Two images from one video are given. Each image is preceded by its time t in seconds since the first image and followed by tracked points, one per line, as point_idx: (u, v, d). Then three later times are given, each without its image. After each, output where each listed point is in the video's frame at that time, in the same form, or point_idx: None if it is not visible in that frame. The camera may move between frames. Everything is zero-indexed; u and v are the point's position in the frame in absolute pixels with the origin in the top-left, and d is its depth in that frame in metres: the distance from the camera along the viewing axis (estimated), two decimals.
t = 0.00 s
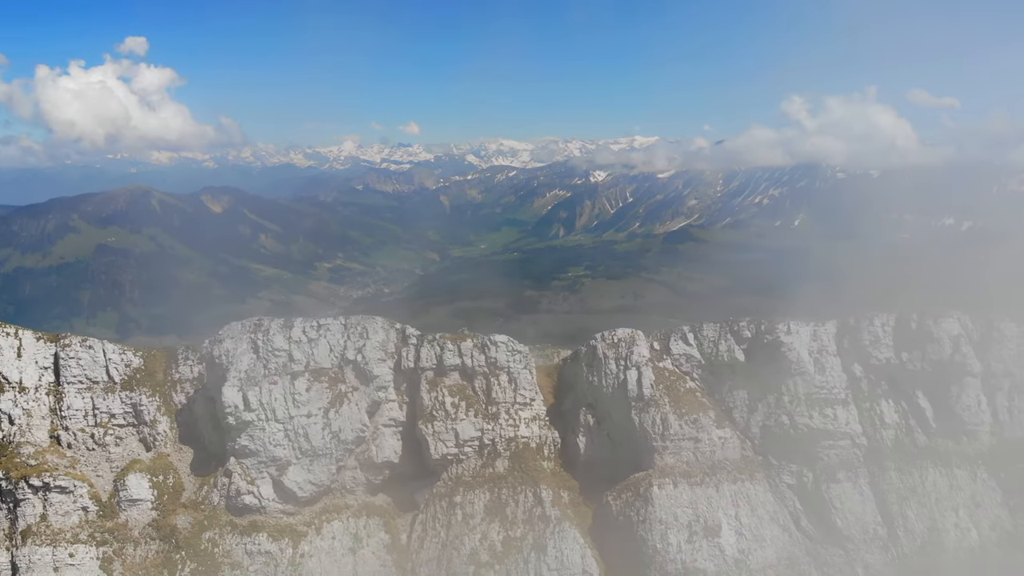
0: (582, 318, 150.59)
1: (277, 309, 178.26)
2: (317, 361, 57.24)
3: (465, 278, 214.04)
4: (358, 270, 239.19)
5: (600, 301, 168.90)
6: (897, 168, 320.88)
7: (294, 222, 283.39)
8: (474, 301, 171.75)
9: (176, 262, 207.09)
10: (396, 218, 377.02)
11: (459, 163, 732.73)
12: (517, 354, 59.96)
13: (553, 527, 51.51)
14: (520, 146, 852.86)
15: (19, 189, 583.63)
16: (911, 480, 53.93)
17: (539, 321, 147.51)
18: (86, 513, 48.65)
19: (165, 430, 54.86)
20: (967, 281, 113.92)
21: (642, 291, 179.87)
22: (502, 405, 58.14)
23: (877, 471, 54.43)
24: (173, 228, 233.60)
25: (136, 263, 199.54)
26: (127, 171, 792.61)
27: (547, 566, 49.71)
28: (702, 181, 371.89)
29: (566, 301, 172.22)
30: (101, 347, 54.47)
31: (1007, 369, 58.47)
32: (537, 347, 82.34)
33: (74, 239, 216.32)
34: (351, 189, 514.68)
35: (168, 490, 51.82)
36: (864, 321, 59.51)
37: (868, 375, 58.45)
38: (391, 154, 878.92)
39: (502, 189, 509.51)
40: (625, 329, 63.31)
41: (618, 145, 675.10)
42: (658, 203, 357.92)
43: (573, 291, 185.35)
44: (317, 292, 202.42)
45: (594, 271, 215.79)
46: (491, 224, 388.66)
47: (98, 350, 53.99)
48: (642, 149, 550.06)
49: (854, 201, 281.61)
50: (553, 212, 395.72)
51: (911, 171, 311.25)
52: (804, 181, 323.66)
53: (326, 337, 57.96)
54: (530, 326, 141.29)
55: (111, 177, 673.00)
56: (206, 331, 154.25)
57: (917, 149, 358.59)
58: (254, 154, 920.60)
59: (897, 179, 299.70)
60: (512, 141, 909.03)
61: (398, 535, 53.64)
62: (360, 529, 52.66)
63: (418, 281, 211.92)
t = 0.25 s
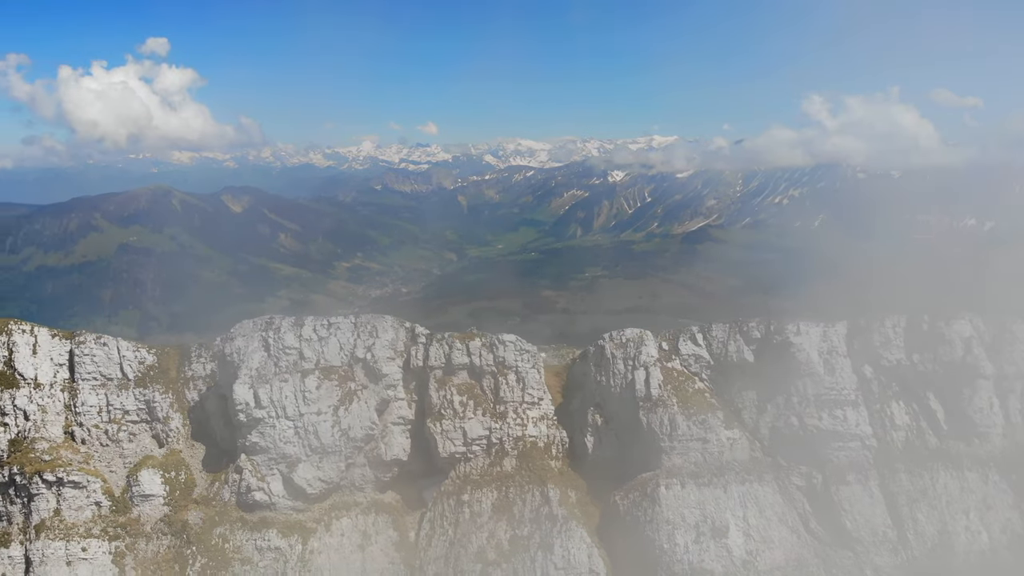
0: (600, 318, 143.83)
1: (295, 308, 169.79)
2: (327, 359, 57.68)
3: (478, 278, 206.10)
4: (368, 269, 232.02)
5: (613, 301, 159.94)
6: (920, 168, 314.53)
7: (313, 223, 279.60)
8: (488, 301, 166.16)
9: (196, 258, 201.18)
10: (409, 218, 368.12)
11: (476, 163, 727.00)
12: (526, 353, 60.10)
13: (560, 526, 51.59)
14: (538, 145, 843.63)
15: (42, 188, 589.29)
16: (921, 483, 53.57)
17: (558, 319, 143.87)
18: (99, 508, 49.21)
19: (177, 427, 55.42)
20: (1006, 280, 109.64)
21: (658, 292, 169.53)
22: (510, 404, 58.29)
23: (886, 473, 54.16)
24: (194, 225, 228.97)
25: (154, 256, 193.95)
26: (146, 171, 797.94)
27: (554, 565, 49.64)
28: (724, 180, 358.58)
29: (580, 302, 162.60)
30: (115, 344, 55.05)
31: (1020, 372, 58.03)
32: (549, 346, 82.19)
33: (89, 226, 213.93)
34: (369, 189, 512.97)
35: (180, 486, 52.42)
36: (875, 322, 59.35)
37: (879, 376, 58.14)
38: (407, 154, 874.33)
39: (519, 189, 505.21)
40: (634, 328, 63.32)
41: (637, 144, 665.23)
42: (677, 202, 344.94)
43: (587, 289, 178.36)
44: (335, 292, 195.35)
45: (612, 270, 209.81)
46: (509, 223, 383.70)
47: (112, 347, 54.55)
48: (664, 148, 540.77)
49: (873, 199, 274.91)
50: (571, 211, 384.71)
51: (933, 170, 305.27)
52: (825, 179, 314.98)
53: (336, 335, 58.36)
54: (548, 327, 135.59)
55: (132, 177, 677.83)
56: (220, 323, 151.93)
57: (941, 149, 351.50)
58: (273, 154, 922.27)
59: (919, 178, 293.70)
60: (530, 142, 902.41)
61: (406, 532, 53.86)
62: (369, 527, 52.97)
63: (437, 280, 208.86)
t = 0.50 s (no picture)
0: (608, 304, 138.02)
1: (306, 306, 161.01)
2: (335, 358, 58.02)
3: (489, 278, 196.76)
4: (371, 268, 223.10)
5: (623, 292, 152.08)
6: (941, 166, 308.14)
7: (331, 222, 271.77)
8: (498, 296, 160.51)
9: (210, 256, 196.17)
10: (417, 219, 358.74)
11: (490, 163, 720.38)
12: (532, 353, 60.21)
13: (566, 525, 51.68)
14: (552, 145, 834.29)
15: (60, 186, 592.26)
16: (930, 485, 53.33)
17: (572, 304, 138.79)
18: (110, 504, 49.64)
19: (187, 424, 55.95)
20: None
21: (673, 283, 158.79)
22: (516, 403, 58.47)
23: (894, 475, 53.97)
24: (211, 225, 224.52)
25: (165, 254, 190.36)
26: (161, 170, 801.15)
27: (559, 565, 49.74)
28: (739, 181, 345.45)
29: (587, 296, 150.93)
30: (126, 342, 55.57)
31: None
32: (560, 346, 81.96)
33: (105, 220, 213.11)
34: (384, 188, 510.79)
35: (189, 483, 52.97)
36: (884, 323, 59.24)
37: (888, 377, 57.89)
38: (419, 153, 868.98)
39: (534, 189, 501.34)
40: (641, 329, 63.37)
41: (653, 143, 656.07)
42: (692, 204, 332.85)
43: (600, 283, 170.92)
44: (351, 292, 185.98)
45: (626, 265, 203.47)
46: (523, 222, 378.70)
47: (124, 345, 55.06)
48: (681, 148, 531.66)
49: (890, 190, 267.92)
50: (584, 212, 374.82)
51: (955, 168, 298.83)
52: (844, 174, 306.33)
53: (345, 334, 58.69)
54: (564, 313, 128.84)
55: (149, 177, 680.85)
56: (233, 313, 148.43)
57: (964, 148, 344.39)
58: (287, 153, 920.95)
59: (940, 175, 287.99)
60: (543, 141, 896.37)
61: (413, 530, 53.98)
62: (375, 525, 53.20)
63: (453, 278, 204.56)
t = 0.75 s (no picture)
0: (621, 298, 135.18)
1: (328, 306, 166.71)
2: (343, 356, 58.29)
3: (499, 277, 191.05)
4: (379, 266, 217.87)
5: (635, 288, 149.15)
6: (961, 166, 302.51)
7: (346, 223, 270.58)
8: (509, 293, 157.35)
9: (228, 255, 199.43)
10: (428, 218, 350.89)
11: (505, 163, 715.19)
12: (539, 352, 60.28)
13: (571, 524, 51.73)
14: (567, 144, 825.35)
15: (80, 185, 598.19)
16: (938, 487, 53.08)
17: (589, 299, 137.93)
18: (120, 499, 50.12)
19: (197, 422, 56.39)
20: None
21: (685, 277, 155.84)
22: (523, 403, 58.60)
23: (903, 476, 53.77)
24: (228, 226, 227.93)
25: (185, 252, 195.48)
26: (175, 170, 806.41)
27: (565, 564, 49.81)
28: (757, 180, 335.17)
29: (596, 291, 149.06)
30: (137, 340, 56.06)
31: None
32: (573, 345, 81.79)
33: (124, 215, 217.83)
34: (398, 189, 509.98)
35: (199, 479, 53.46)
36: (892, 324, 59.08)
37: (896, 378, 57.65)
38: (432, 153, 864.18)
39: (548, 189, 498.89)
40: (648, 329, 63.42)
41: (668, 143, 647.80)
42: (708, 204, 323.05)
43: (617, 280, 164.53)
44: (365, 291, 184.20)
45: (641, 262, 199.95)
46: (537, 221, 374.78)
47: (135, 343, 55.56)
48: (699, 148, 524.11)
49: (905, 186, 263.88)
50: (598, 212, 367.27)
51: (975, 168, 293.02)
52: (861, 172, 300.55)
53: (352, 333, 58.98)
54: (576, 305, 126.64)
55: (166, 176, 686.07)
56: (246, 311, 149.07)
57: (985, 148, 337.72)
58: (300, 152, 922.11)
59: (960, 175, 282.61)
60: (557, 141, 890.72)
61: (419, 528, 54.16)
62: (382, 522, 53.40)
63: (466, 276, 202.03)
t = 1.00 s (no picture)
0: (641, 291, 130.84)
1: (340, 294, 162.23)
2: (353, 355, 58.69)
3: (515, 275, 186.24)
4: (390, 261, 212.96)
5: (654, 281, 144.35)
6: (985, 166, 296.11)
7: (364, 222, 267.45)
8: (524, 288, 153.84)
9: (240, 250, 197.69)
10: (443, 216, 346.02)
11: (521, 161, 708.55)
12: (547, 352, 60.47)
13: (578, 524, 51.89)
14: (584, 142, 814.57)
15: (101, 183, 603.90)
16: (949, 490, 52.78)
17: (610, 292, 133.89)
18: (132, 495, 50.72)
19: (209, 419, 56.92)
20: None
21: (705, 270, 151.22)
22: (531, 402, 58.78)
23: (913, 479, 53.52)
24: (244, 220, 226.43)
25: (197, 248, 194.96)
26: (193, 170, 810.24)
27: (571, 563, 49.98)
28: (780, 181, 326.63)
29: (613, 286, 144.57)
30: (151, 337, 56.76)
31: None
32: (587, 344, 81.44)
33: (142, 208, 218.69)
34: (416, 188, 508.45)
35: (210, 476, 54.05)
36: (903, 326, 58.84)
37: (907, 380, 57.32)
38: (446, 152, 857.63)
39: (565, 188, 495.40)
40: (657, 329, 63.46)
41: (687, 143, 639.95)
42: (727, 204, 315.23)
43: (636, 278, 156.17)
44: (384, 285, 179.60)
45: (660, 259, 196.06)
46: (554, 219, 369.69)
47: (148, 341, 56.27)
48: (722, 146, 514.58)
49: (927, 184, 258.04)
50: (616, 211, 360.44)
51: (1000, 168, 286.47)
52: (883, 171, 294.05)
53: (362, 331, 59.41)
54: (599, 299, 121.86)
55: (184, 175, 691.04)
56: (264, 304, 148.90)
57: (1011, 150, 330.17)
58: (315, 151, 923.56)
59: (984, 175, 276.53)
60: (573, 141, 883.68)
61: (428, 525, 54.41)
62: (391, 520, 53.69)
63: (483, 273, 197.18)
